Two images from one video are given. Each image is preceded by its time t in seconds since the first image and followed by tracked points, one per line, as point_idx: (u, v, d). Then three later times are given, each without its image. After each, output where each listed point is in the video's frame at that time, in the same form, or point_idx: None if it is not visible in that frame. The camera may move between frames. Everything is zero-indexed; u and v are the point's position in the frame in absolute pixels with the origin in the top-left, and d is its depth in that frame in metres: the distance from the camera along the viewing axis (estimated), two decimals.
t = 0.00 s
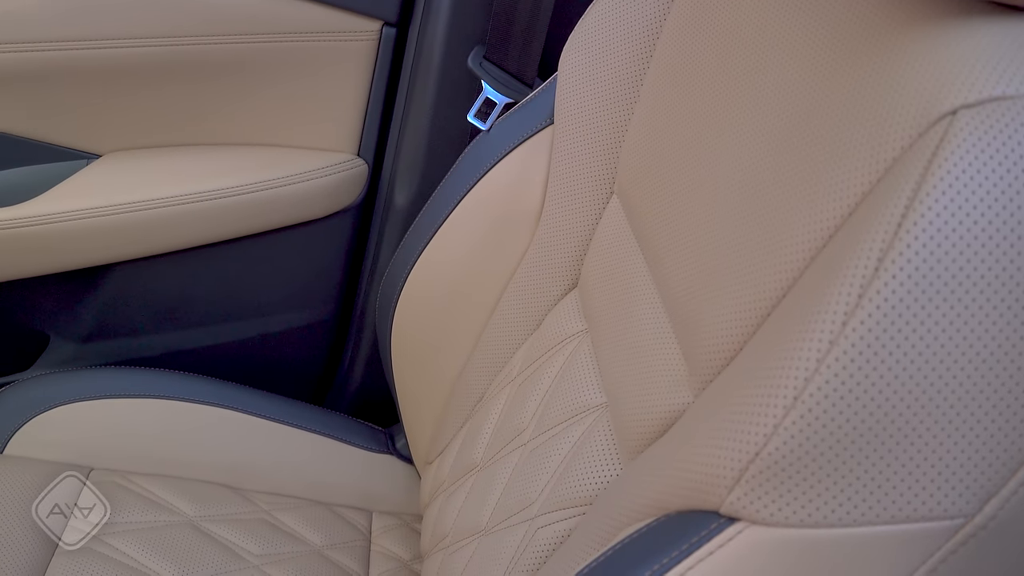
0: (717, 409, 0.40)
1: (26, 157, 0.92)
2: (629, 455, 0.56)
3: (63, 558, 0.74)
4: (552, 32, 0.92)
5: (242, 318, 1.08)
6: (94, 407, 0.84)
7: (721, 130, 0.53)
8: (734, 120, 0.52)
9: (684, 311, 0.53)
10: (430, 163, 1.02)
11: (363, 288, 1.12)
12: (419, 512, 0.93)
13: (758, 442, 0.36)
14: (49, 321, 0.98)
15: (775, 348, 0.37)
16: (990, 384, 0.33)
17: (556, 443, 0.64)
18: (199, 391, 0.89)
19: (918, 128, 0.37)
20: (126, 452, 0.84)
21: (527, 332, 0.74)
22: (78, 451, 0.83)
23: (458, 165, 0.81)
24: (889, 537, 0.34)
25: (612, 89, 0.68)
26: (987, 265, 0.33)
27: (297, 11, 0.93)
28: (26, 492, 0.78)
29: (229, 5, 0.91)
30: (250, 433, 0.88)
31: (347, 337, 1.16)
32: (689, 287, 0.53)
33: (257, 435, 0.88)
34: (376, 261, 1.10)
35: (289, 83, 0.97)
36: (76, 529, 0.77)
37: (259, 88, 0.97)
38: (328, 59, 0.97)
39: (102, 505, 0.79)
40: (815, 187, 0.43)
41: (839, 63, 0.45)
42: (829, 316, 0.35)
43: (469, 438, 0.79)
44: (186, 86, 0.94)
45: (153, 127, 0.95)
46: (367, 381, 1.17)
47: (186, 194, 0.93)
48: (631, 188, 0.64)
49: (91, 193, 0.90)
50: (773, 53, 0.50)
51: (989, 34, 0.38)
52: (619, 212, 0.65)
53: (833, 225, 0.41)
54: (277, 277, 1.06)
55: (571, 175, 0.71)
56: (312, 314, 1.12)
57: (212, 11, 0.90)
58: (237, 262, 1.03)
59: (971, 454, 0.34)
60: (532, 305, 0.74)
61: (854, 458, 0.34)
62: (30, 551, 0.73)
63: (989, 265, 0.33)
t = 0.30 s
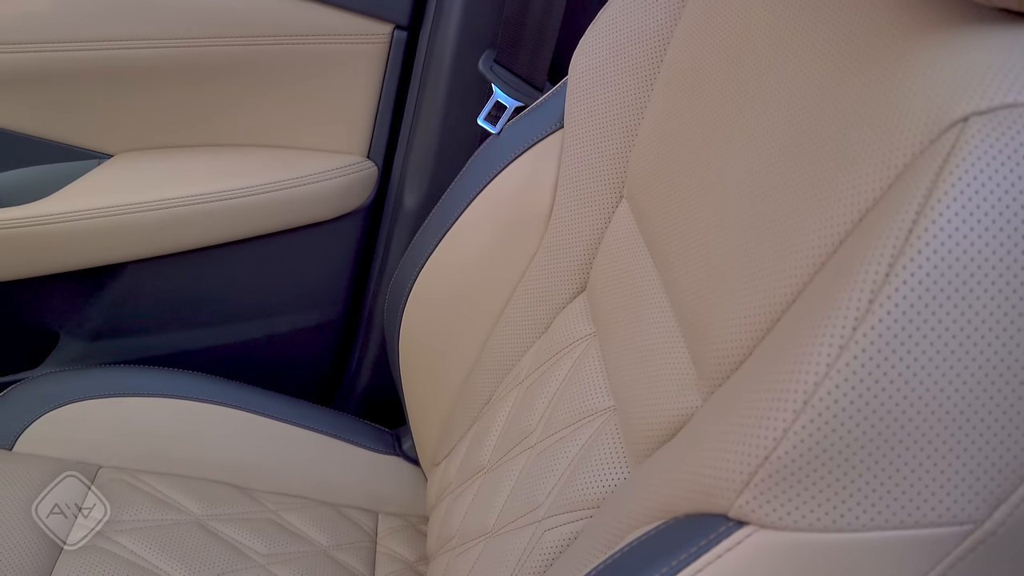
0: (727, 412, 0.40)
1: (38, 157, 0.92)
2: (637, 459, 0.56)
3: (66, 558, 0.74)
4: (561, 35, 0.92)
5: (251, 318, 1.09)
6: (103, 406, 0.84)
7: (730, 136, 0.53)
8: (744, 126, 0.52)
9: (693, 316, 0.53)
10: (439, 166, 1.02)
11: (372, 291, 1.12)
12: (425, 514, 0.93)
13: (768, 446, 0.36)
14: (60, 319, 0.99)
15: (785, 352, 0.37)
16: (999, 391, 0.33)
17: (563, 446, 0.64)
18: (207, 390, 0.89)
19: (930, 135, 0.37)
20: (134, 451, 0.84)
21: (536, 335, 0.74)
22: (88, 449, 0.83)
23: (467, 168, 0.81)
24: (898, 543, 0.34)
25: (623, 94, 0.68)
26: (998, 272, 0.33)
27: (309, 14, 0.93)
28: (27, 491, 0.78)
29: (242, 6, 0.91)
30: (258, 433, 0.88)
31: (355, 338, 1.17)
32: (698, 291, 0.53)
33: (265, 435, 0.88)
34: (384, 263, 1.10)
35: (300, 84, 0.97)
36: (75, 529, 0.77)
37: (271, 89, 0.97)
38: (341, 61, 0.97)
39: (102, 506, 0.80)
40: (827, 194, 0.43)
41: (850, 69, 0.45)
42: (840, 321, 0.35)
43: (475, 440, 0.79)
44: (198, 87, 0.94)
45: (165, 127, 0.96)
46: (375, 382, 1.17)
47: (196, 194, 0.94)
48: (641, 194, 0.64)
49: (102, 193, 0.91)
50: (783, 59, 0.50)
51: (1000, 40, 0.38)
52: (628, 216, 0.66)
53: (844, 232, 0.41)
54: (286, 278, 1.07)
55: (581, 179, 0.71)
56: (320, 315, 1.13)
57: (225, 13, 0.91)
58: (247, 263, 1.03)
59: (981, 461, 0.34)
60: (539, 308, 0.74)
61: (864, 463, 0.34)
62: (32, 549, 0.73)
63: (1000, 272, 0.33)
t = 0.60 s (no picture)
0: (755, 418, 0.40)
1: (67, 154, 0.93)
2: (660, 463, 0.56)
3: (67, 560, 0.74)
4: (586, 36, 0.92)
5: (273, 317, 1.09)
6: (127, 402, 0.85)
7: (755, 143, 0.53)
8: (771, 133, 0.52)
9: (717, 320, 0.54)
10: (463, 168, 1.03)
11: (393, 292, 1.13)
12: (443, 514, 0.93)
13: (795, 451, 0.36)
14: (87, 315, 1.00)
15: (814, 359, 0.38)
16: None
17: (584, 449, 0.65)
18: (229, 387, 0.90)
19: (962, 144, 0.37)
20: (158, 447, 0.85)
21: (558, 338, 0.74)
22: (112, 445, 0.84)
23: (490, 171, 0.82)
24: (925, 552, 0.34)
25: (649, 99, 0.68)
26: None
27: (336, 16, 0.94)
28: (25, 493, 0.77)
29: (271, 8, 0.92)
30: (279, 431, 0.89)
31: (376, 338, 1.17)
32: (723, 297, 0.53)
33: (286, 433, 0.89)
34: (406, 265, 1.11)
35: (326, 86, 0.98)
36: (74, 528, 0.76)
37: (297, 90, 0.97)
38: (367, 63, 0.98)
39: (101, 506, 0.79)
40: (855, 202, 0.43)
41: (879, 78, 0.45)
42: (870, 329, 0.35)
43: (496, 441, 0.79)
44: (226, 88, 0.95)
45: (192, 126, 0.97)
46: (394, 383, 1.18)
47: (222, 193, 0.95)
48: (666, 200, 0.64)
49: (130, 190, 0.92)
50: (812, 66, 0.50)
51: None
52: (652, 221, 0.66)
53: (871, 241, 0.41)
54: (309, 277, 1.08)
55: (606, 184, 0.71)
56: (341, 315, 1.13)
57: (254, 14, 0.92)
58: (270, 262, 1.04)
59: (1010, 471, 0.34)
60: (562, 311, 0.74)
61: (892, 470, 0.35)
62: (31, 553, 0.73)
63: None
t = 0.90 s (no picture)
0: (803, 425, 0.41)
1: (125, 152, 0.95)
2: (703, 471, 0.56)
3: (66, 561, 0.74)
4: (636, 43, 0.93)
5: (318, 315, 1.11)
6: (176, 393, 0.87)
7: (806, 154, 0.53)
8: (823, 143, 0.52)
9: (763, 328, 0.54)
10: (510, 172, 1.03)
11: (437, 294, 1.15)
12: (482, 516, 0.94)
13: (846, 459, 0.36)
14: (140, 308, 1.03)
15: (865, 368, 0.38)
16: None
17: (625, 455, 0.65)
18: (274, 381, 0.91)
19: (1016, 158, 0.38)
20: (205, 439, 0.87)
21: (603, 342, 0.75)
22: (162, 435, 0.86)
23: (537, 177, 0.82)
24: (975, 563, 0.35)
25: (699, 107, 0.68)
26: None
27: (391, 21, 0.96)
28: (25, 497, 0.78)
29: (327, 12, 0.94)
30: (323, 427, 0.90)
31: (418, 339, 1.19)
32: (771, 307, 0.53)
33: (330, 431, 0.90)
34: (451, 268, 1.12)
35: (379, 89, 0.99)
36: (74, 529, 0.77)
37: (350, 92, 0.99)
38: (419, 67, 0.99)
39: (101, 505, 0.79)
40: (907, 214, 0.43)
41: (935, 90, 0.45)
42: (924, 339, 0.35)
43: (537, 445, 0.80)
44: (281, 90, 0.97)
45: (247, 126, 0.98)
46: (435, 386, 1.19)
47: (274, 193, 0.97)
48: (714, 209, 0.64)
49: (186, 187, 0.95)
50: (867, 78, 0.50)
51: None
52: (699, 230, 0.66)
53: (925, 253, 0.41)
54: (355, 277, 1.09)
55: (654, 191, 0.71)
56: (385, 316, 1.15)
57: (311, 18, 0.93)
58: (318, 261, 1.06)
59: None
60: (606, 317, 0.74)
61: (944, 481, 0.34)
62: (31, 557, 0.74)
63: None
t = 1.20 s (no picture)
0: (855, 443, 0.41)
1: (194, 161, 0.99)
2: (753, 488, 0.56)
3: (67, 561, 0.75)
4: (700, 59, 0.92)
5: (373, 323, 1.14)
6: (237, 394, 0.91)
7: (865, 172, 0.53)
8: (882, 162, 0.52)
9: (818, 347, 0.54)
10: (566, 187, 1.04)
11: (489, 305, 1.16)
12: (529, 527, 0.94)
13: (899, 476, 0.36)
14: (203, 312, 1.06)
15: (920, 387, 0.38)
16: None
17: (674, 470, 0.65)
18: (330, 386, 0.94)
19: None
20: (263, 441, 0.89)
21: (653, 357, 0.75)
22: (221, 435, 0.88)
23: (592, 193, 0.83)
24: None
25: (756, 126, 0.69)
26: None
27: (452, 37, 0.97)
28: (26, 500, 0.80)
29: (391, 28, 0.96)
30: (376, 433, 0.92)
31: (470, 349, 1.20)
32: (826, 325, 0.53)
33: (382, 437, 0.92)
34: (505, 280, 1.14)
35: (439, 104, 1.01)
36: (74, 528, 0.77)
37: (410, 106, 1.01)
38: (478, 83, 1.00)
39: (101, 505, 0.80)
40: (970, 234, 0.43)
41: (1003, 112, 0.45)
42: (981, 358, 0.35)
43: (586, 458, 0.80)
44: (344, 103, 0.99)
45: (310, 138, 1.01)
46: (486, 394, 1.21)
47: (334, 203, 1.00)
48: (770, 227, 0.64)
49: (250, 197, 0.98)
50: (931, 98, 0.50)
51: None
52: (755, 247, 0.66)
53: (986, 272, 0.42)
54: (409, 287, 1.11)
55: (709, 208, 0.71)
56: (438, 327, 1.16)
57: (374, 34, 0.96)
58: (374, 271, 1.08)
59: None
60: (658, 332, 0.75)
61: (1000, 501, 0.34)
62: (32, 554, 0.75)
63: None
